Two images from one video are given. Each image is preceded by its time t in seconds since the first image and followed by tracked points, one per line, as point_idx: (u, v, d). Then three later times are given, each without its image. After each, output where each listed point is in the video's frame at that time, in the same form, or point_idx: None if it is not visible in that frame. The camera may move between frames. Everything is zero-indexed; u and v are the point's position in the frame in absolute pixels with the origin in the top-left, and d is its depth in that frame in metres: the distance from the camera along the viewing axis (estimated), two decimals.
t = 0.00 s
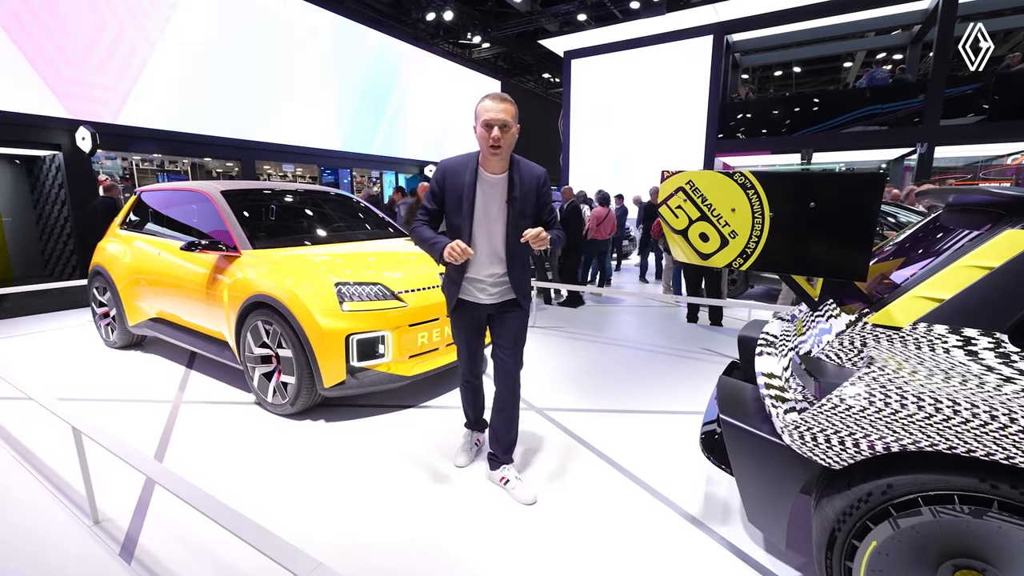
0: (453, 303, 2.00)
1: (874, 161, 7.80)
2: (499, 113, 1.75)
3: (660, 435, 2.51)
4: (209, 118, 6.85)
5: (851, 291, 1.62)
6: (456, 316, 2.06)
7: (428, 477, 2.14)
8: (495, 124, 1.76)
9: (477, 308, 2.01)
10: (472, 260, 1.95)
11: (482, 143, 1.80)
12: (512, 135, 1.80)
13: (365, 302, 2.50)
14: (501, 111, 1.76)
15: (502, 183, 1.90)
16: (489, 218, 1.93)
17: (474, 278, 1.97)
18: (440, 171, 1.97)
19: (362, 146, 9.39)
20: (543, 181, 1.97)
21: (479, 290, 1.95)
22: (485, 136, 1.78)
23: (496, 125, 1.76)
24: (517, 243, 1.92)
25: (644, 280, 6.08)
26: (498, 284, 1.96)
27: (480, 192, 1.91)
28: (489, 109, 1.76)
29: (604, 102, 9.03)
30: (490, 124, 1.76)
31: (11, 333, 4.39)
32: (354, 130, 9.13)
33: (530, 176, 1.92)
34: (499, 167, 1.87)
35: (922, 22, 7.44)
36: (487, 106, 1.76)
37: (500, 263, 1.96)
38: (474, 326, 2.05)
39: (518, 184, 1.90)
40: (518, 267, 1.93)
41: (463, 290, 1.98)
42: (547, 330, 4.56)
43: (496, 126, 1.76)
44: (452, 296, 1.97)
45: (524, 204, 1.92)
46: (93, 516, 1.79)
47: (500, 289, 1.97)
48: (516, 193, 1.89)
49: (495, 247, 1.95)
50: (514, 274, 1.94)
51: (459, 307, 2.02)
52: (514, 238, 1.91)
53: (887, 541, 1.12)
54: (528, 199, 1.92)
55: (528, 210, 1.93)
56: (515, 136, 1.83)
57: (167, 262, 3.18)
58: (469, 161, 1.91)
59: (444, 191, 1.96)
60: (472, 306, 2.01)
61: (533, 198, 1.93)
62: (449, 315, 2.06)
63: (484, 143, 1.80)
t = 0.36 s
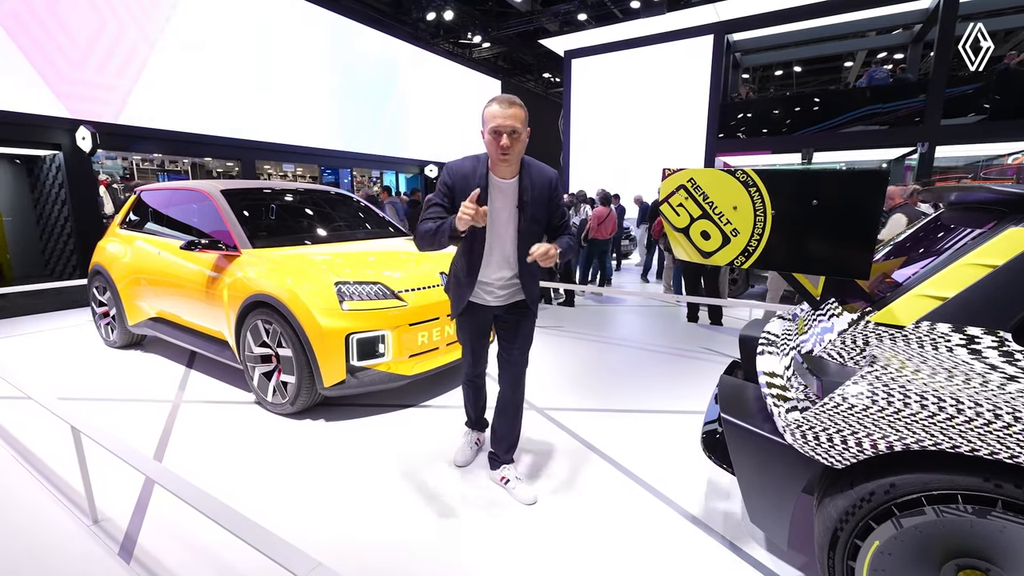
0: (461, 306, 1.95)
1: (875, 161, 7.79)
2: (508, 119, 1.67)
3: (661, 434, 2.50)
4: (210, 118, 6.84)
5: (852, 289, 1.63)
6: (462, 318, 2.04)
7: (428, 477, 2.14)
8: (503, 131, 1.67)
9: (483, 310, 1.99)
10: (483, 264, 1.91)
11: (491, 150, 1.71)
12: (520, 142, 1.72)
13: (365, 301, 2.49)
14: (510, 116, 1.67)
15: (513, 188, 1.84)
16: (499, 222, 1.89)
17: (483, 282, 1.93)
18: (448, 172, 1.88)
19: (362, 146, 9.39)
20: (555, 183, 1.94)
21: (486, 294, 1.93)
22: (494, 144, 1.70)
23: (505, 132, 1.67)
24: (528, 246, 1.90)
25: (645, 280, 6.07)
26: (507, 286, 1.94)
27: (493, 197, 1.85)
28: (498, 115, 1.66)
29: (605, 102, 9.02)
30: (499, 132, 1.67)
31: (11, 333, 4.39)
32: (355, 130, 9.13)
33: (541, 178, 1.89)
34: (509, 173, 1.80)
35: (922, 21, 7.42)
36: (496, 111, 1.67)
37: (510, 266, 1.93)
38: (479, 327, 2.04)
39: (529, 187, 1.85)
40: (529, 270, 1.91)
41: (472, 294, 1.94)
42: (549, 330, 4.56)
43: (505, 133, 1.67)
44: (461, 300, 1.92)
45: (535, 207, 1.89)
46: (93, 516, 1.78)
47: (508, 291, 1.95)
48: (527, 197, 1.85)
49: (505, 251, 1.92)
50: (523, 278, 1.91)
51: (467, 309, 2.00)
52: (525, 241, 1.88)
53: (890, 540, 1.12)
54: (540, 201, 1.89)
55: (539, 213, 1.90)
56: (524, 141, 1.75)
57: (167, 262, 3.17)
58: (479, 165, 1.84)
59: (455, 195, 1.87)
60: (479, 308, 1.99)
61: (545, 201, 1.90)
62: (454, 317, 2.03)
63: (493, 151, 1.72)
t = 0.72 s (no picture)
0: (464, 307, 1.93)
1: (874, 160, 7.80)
2: (512, 118, 1.67)
3: (660, 432, 2.52)
4: (210, 118, 6.86)
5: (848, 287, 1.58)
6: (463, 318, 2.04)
7: (426, 475, 2.14)
8: (507, 129, 1.67)
9: (486, 311, 1.99)
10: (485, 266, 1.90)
11: (494, 149, 1.72)
12: (524, 141, 1.72)
13: (364, 300, 2.51)
14: (513, 115, 1.68)
15: (515, 189, 1.84)
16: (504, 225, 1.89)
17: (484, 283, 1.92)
18: (449, 176, 1.86)
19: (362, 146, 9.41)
20: (558, 185, 1.90)
21: (489, 295, 1.93)
22: (497, 141, 1.70)
23: (508, 129, 1.68)
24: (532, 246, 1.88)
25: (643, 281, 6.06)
26: (509, 288, 1.94)
27: (495, 198, 1.86)
28: (502, 114, 1.67)
29: (604, 101, 9.02)
30: (502, 128, 1.67)
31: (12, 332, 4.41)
32: (355, 130, 9.17)
33: (546, 180, 1.86)
34: (512, 173, 1.80)
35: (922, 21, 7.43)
36: (500, 109, 1.68)
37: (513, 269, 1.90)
38: (481, 327, 2.04)
39: (531, 188, 1.84)
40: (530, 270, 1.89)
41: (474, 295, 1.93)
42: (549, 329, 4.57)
43: (508, 131, 1.67)
44: (464, 303, 1.91)
45: (538, 208, 1.87)
46: (93, 513, 1.80)
47: (511, 292, 1.95)
48: (529, 199, 1.84)
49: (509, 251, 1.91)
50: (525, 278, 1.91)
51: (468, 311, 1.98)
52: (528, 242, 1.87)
53: (884, 535, 1.13)
54: (541, 202, 1.87)
55: (542, 214, 1.88)
56: (528, 140, 1.75)
57: (166, 261, 3.19)
58: (481, 168, 1.84)
59: (458, 198, 1.85)
60: (483, 309, 1.99)
61: (549, 202, 1.88)
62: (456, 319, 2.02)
63: (496, 149, 1.72)
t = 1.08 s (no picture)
0: (476, 310, 1.88)
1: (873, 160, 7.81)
2: (510, 100, 1.69)
3: (658, 431, 2.53)
4: (209, 119, 6.87)
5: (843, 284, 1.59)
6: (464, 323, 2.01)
7: (425, 474, 2.15)
8: (506, 109, 1.69)
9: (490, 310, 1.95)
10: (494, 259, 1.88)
11: (495, 135, 1.73)
12: (524, 123, 1.72)
13: (363, 299, 2.52)
14: (512, 98, 1.69)
15: (520, 175, 1.84)
16: (514, 216, 1.88)
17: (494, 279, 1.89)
18: (453, 169, 1.83)
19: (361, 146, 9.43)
20: (560, 172, 1.90)
21: (495, 293, 1.89)
22: (496, 125, 1.71)
23: (507, 112, 1.69)
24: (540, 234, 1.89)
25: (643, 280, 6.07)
26: (514, 285, 1.90)
27: (500, 188, 1.85)
28: (501, 97, 1.69)
29: (603, 101, 9.02)
30: (500, 110, 1.69)
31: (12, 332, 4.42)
32: (354, 131, 9.18)
33: (548, 167, 1.86)
34: (514, 159, 1.81)
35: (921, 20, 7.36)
36: (498, 92, 1.70)
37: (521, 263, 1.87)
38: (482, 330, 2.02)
39: (535, 174, 1.83)
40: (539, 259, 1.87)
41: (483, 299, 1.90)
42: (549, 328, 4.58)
43: (507, 113, 1.69)
44: (477, 304, 1.87)
45: (544, 195, 1.86)
46: (93, 511, 1.80)
47: (516, 291, 1.91)
48: (536, 185, 1.83)
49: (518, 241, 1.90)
50: (534, 273, 1.89)
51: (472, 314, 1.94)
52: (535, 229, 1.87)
53: (876, 530, 1.14)
54: (546, 189, 1.86)
55: (547, 203, 1.87)
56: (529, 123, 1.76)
57: (165, 261, 3.19)
58: (484, 157, 1.82)
59: (465, 190, 1.82)
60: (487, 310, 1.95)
61: (554, 190, 1.88)
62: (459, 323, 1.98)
63: (495, 133, 1.73)
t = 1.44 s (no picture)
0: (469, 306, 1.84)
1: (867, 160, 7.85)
2: (502, 100, 1.66)
3: (654, 430, 2.53)
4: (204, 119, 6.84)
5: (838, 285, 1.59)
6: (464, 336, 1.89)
7: (421, 474, 2.15)
8: (497, 113, 1.67)
9: (494, 307, 1.87)
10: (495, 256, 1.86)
11: (489, 136, 1.71)
12: (518, 122, 1.71)
13: (359, 300, 2.51)
14: (504, 97, 1.66)
15: (517, 171, 1.84)
16: (513, 212, 1.88)
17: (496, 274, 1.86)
18: (450, 169, 1.82)
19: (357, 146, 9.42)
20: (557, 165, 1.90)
21: (500, 289, 1.84)
22: (489, 127, 1.70)
23: (499, 113, 1.67)
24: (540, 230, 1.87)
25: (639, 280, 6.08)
26: (519, 282, 1.85)
27: (496, 186, 1.84)
28: (492, 96, 1.66)
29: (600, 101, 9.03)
30: (492, 112, 1.67)
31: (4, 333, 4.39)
32: (350, 131, 9.17)
33: (545, 160, 1.85)
34: (510, 155, 1.79)
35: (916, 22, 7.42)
36: (488, 93, 1.67)
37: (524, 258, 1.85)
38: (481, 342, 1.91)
39: (532, 168, 1.82)
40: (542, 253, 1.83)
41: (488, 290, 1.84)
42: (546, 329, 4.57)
43: (499, 114, 1.67)
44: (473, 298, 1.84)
45: (543, 189, 1.85)
46: (86, 513, 1.79)
47: (523, 286, 1.86)
48: (533, 180, 1.82)
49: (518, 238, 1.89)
50: (539, 267, 1.85)
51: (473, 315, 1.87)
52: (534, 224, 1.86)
53: (870, 529, 1.15)
54: (545, 182, 1.85)
55: (547, 197, 1.86)
56: (521, 122, 1.74)
57: (159, 261, 3.17)
58: (479, 155, 1.81)
59: (461, 189, 1.80)
60: (487, 313, 1.88)
61: (553, 183, 1.87)
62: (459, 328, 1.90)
63: (489, 133, 1.72)
